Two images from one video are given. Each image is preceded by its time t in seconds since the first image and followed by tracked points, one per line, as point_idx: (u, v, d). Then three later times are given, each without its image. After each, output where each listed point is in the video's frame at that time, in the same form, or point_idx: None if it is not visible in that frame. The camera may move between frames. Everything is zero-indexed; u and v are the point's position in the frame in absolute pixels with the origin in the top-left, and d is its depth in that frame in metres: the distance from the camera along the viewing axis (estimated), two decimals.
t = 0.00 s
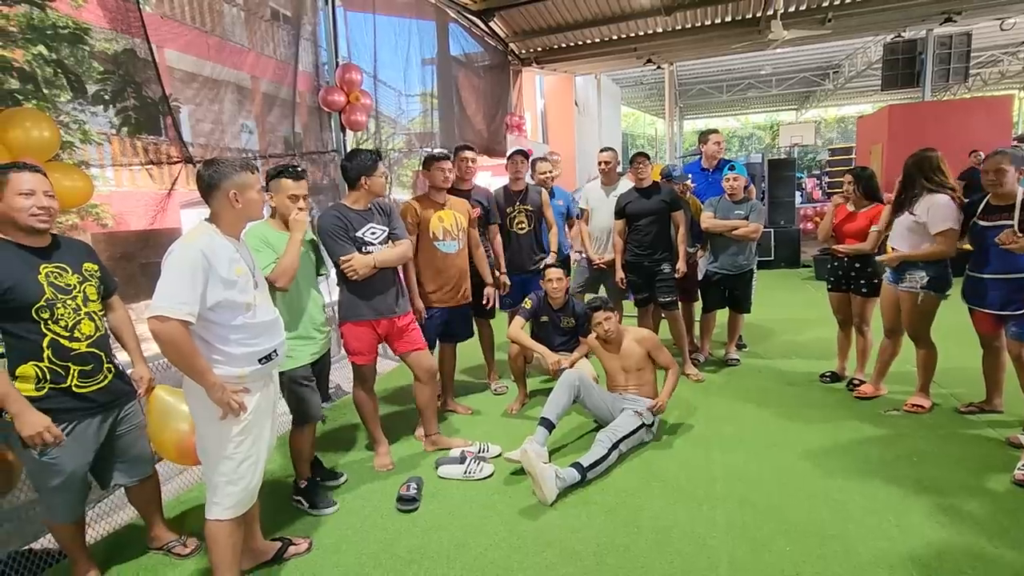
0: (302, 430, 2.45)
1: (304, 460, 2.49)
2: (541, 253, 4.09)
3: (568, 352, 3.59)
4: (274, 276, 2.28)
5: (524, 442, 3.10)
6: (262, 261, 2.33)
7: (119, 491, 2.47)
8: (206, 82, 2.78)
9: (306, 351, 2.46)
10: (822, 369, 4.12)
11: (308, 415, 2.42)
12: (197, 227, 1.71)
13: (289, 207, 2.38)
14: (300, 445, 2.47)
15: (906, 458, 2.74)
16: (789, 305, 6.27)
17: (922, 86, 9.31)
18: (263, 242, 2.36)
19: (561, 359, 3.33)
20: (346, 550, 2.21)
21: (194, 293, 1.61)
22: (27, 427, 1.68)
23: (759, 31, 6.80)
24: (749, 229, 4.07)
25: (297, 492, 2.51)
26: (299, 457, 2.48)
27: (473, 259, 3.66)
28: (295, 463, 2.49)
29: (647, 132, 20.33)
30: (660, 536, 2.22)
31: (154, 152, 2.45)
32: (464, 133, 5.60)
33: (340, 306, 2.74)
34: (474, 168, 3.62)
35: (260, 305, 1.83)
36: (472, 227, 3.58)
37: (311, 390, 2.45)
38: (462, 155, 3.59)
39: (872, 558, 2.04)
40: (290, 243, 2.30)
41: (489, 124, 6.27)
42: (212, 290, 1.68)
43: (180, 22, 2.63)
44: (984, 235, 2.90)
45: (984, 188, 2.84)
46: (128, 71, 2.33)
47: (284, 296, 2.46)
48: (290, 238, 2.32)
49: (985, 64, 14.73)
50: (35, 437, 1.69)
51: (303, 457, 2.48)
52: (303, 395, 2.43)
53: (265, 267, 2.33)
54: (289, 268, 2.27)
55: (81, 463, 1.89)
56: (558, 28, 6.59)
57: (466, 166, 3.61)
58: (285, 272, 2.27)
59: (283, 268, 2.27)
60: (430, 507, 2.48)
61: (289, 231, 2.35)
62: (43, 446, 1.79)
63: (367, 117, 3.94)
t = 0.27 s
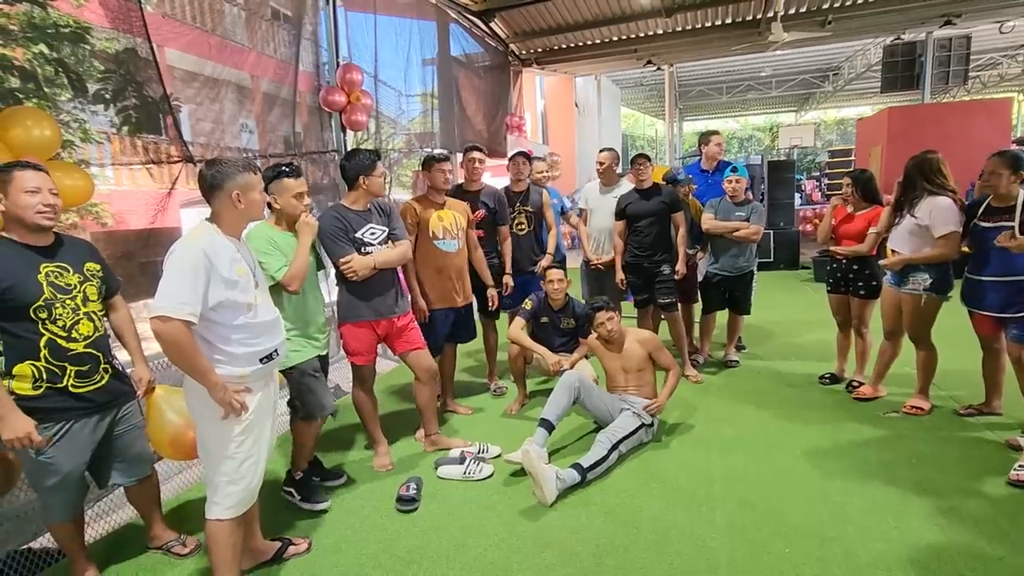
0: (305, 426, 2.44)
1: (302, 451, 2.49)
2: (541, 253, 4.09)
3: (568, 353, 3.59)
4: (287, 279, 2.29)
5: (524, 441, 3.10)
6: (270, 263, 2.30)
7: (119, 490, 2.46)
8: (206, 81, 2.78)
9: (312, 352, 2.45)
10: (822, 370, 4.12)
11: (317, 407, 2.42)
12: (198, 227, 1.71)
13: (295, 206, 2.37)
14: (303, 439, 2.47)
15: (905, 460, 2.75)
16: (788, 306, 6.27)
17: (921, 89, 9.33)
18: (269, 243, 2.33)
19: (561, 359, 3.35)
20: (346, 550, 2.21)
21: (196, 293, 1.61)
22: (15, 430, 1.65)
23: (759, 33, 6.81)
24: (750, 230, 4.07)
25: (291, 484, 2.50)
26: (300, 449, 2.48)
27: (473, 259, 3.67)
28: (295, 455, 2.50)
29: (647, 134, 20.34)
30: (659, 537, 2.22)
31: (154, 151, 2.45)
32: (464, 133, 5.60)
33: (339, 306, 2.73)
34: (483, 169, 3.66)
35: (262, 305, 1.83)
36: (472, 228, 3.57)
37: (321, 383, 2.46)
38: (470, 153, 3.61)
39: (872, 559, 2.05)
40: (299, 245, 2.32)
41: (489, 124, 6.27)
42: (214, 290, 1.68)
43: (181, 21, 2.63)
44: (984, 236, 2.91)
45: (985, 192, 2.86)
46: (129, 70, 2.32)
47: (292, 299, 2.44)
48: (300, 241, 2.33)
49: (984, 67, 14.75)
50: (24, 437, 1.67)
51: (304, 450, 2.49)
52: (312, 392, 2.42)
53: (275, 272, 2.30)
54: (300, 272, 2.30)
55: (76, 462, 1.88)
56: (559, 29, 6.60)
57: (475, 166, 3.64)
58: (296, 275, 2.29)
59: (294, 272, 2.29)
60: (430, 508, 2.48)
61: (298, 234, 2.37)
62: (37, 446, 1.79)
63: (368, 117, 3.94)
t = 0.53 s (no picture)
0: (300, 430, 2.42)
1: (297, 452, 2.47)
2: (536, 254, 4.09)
3: (563, 353, 3.60)
4: (291, 282, 2.28)
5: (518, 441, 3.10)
6: (274, 266, 2.26)
7: (110, 491, 2.45)
8: (200, 80, 2.76)
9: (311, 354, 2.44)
10: (815, 371, 4.14)
11: (319, 406, 2.41)
12: (192, 226, 1.70)
13: (293, 206, 2.32)
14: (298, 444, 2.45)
15: (897, 460, 2.76)
16: (782, 307, 6.29)
17: (914, 91, 9.39)
18: (271, 246, 2.28)
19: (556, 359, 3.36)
20: (339, 550, 2.21)
21: (190, 293, 1.60)
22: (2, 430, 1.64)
23: (754, 35, 6.84)
24: (745, 232, 4.08)
25: (286, 484, 2.50)
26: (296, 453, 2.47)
27: (468, 260, 3.67)
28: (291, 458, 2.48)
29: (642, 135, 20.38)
30: (654, 537, 2.22)
31: (147, 150, 2.44)
32: (460, 133, 5.60)
33: (333, 307, 2.73)
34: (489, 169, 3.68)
35: (256, 305, 1.83)
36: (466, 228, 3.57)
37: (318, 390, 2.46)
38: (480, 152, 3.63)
39: (864, 559, 2.06)
40: (301, 249, 2.31)
41: (484, 125, 6.27)
42: (208, 289, 1.67)
43: (175, 20, 2.62)
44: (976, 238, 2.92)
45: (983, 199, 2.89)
46: (123, 68, 2.31)
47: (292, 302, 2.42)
48: (301, 244, 2.33)
49: (977, 70, 14.86)
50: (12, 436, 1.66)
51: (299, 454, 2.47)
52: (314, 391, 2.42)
53: (279, 275, 2.27)
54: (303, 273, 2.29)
55: (64, 464, 1.87)
56: (555, 30, 6.61)
57: (482, 166, 3.66)
58: (299, 278, 2.28)
59: (298, 273, 2.28)
60: (424, 508, 2.48)
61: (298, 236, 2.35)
62: (24, 448, 1.78)
63: (363, 117, 3.93)
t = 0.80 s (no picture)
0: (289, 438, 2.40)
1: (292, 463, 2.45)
2: (527, 254, 4.10)
3: (554, 353, 3.60)
4: (288, 283, 2.27)
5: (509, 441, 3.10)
6: (271, 266, 2.23)
7: (96, 493, 2.43)
8: (189, 79, 2.75)
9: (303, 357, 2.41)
10: (804, 371, 4.17)
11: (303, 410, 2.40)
12: (179, 224, 1.69)
13: (286, 207, 2.28)
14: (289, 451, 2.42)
15: (884, 459, 2.79)
16: (772, 308, 6.33)
17: (903, 94, 9.48)
18: (266, 247, 2.25)
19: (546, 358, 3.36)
20: (329, 551, 2.20)
21: (178, 292, 1.59)
22: None
23: (744, 37, 6.88)
24: (736, 232, 4.10)
25: (283, 499, 2.46)
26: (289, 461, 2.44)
27: (458, 260, 3.67)
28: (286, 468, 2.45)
29: (635, 136, 20.45)
30: (643, 536, 2.23)
31: (135, 149, 2.42)
32: (452, 133, 5.59)
33: (322, 307, 2.72)
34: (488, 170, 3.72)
35: (244, 304, 1.82)
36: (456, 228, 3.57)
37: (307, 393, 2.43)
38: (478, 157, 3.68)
39: (850, 557, 2.08)
40: (295, 250, 2.30)
41: (477, 125, 6.27)
42: (196, 288, 1.67)
43: (164, 18, 2.60)
44: (962, 238, 2.94)
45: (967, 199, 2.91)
46: (110, 66, 2.29)
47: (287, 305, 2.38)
48: (295, 244, 2.32)
49: (964, 73, 15.02)
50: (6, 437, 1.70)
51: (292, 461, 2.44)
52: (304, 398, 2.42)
53: (277, 276, 2.24)
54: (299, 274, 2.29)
55: (50, 465, 1.85)
56: (547, 31, 6.62)
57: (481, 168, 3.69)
58: (296, 279, 2.28)
59: (295, 274, 2.28)
60: (414, 508, 2.47)
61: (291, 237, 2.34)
62: (9, 449, 1.76)
63: (354, 117, 3.92)
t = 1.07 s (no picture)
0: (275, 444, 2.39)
1: (280, 467, 2.44)
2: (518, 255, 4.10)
3: (544, 353, 3.61)
4: (283, 286, 2.27)
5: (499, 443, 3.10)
6: (266, 268, 2.22)
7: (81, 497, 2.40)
8: (177, 77, 2.72)
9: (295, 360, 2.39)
10: (792, 371, 4.20)
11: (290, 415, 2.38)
12: (167, 226, 1.68)
13: (272, 204, 2.24)
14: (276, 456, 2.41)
15: (870, 459, 2.81)
16: (761, 308, 6.37)
17: (889, 97, 9.58)
18: (259, 249, 2.23)
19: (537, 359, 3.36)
20: (317, 553, 2.19)
21: (166, 295, 1.58)
22: None
23: (734, 40, 6.93)
24: (725, 234, 4.13)
25: (271, 502, 2.44)
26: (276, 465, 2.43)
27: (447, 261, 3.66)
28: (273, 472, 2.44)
29: (625, 137, 20.52)
30: (632, 536, 2.24)
31: (122, 149, 2.40)
32: (443, 134, 5.59)
33: (310, 310, 2.70)
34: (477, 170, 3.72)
35: (232, 307, 1.81)
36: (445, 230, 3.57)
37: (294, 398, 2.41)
38: (465, 158, 3.64)
39: (837, 556, 2.09)
40: (288, 250, 2.32)
41: (468, 126, 6.26)
42: (184, 291, 1.65)
43: (152, 16, 2.58)
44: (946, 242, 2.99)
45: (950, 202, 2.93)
46: (96, 64, 2.27)
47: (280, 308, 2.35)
48: (286, 244, 2.32)
49: (949, 77, 15.21)
50: None
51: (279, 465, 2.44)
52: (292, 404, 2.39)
53: (272, 277, 2.23)
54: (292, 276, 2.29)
55: (34, 469, 1.83)
56: (538, 32, 6.63)
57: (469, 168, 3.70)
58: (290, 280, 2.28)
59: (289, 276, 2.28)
60: (403, 510, 2.47)
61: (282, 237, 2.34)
62: None
63: (344, 117, 3.90)
